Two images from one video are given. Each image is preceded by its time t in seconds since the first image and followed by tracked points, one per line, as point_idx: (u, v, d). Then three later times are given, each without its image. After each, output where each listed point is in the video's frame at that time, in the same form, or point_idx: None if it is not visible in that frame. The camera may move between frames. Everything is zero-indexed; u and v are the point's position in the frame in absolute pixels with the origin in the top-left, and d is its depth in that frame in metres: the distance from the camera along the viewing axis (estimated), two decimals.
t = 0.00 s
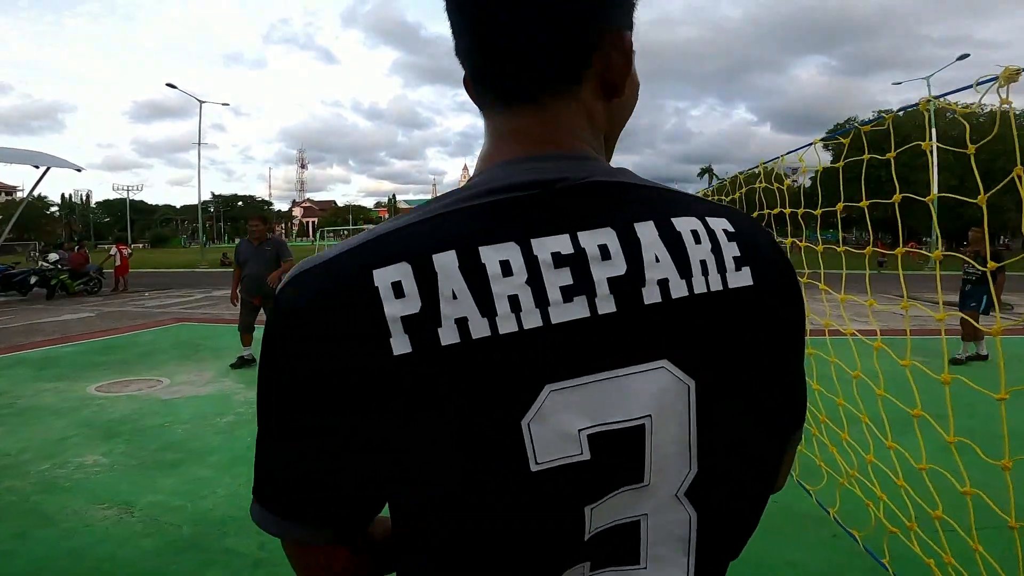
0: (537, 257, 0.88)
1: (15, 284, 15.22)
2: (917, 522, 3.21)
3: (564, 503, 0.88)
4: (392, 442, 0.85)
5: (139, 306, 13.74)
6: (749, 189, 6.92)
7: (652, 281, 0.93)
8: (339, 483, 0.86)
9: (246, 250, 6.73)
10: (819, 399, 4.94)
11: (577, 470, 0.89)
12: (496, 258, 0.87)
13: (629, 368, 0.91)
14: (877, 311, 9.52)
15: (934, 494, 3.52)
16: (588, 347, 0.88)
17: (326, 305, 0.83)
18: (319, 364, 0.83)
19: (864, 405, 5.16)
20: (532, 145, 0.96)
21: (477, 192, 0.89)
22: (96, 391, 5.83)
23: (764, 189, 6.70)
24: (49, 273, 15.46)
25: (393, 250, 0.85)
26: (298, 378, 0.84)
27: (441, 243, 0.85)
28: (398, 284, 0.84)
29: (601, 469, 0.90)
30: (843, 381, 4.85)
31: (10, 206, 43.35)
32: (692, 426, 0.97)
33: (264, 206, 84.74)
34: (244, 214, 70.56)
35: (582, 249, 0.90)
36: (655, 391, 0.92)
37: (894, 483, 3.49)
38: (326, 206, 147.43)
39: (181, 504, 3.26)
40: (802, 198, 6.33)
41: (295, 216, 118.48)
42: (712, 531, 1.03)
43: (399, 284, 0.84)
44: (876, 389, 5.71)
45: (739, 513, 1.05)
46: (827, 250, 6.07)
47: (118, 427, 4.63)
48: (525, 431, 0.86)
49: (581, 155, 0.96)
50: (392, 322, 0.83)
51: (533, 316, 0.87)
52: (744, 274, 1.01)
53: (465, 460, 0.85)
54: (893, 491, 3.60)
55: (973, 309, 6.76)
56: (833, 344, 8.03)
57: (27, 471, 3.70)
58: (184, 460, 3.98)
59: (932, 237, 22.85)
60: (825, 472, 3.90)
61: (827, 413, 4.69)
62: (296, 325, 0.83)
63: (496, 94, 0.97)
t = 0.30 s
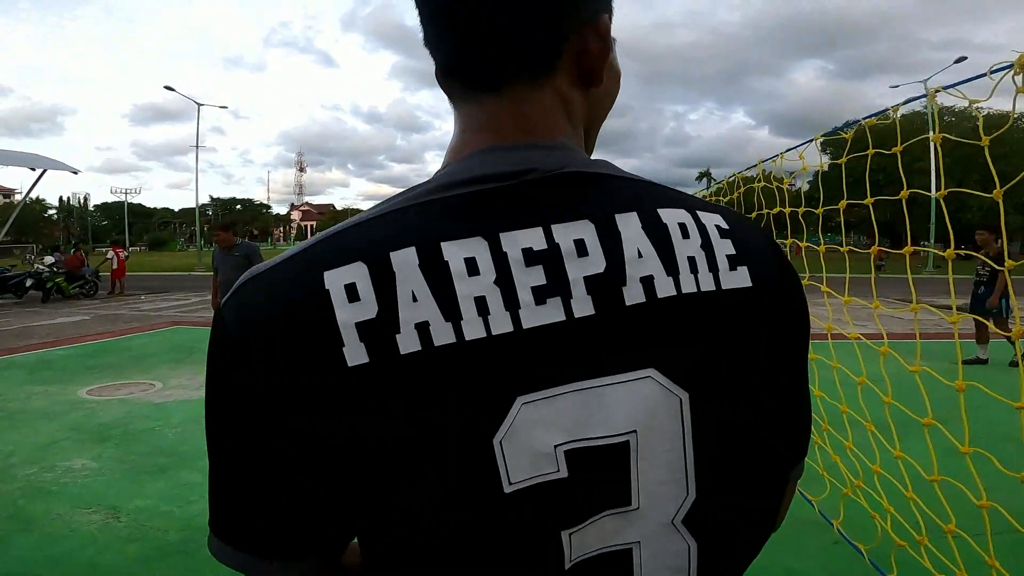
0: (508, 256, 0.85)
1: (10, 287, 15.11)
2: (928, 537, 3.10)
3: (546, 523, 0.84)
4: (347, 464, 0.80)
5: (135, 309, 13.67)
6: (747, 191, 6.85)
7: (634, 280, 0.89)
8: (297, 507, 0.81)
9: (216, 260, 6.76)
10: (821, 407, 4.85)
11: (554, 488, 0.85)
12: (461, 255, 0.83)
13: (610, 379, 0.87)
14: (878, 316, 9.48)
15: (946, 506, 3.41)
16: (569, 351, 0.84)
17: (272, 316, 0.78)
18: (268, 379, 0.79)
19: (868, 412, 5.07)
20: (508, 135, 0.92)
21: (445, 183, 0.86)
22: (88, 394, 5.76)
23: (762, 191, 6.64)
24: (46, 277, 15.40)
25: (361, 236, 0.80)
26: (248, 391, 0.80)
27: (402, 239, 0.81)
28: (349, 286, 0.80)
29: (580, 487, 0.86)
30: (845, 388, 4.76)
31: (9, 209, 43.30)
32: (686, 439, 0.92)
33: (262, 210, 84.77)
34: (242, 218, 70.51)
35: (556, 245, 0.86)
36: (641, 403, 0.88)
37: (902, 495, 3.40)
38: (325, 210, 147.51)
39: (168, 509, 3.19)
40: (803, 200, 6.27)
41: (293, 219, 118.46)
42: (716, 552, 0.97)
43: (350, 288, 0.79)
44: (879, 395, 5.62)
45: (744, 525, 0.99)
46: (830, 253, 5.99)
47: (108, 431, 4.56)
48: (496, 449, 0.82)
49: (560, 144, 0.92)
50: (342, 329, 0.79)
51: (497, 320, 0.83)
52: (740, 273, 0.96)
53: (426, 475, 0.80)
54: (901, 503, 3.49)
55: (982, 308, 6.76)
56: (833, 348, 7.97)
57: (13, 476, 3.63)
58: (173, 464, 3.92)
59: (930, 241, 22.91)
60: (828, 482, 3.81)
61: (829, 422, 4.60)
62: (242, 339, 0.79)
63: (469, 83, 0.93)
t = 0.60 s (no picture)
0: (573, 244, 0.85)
1: (13, 288, 15.14)
2: (936, 540, 3.08)
3: (598, 489, 0.84)
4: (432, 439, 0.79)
5: (138, 310, 13.70)
6: (750, 191, 6.81)
7: (682, 270, 0.89)
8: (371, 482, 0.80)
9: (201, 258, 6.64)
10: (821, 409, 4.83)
11: (615, 459, 0.85)
12: (536, 244, 0.82)
13: (667, 352, 0.87)
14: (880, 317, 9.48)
15: (952, 509, 3.39)
16: (610, 326, 0.83)
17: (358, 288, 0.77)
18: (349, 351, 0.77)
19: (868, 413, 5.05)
20: (553, 137, 0.91)
21: (506, 181, 0.84)
22: (89, 395, 5.75)
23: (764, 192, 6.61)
24: (49, 277, 15.43)
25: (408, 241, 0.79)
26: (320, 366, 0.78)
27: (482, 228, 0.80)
28: (432, 269, 0.78)
29: (638, 459, 0.87)
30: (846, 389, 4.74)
31: (12, 210, 43.39)
32: (727, 417, 0.94)
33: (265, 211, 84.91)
34: (245, 219, 70.64)
35: (618, 238, 0.87)
36: (688, 379, 0.89)
37: (909, 497, 3.37)
38: (327, 211, 147.78)
39: (168, 510, 3.18)
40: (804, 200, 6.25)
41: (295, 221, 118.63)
42: (741, 521, 1.01)
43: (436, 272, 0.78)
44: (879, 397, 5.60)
45: (762, 500, 1.03)
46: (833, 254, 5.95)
47: (109, 431, 4.56)
48: (568, 423, 0.81)
49: (605, 147, 0.92)
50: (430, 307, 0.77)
51: (573, 300, 0.82)
52: (759, 266, 0.98)
53: (510, 453, 0.79)
54: (906, 506, 3.47)
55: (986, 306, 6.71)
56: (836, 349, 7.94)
57: (13, 476, 3.63)
58: (173, 465, 3.91)
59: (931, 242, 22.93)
60: (834, 486, 3.78)
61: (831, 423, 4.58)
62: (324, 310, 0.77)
63: (510, 81, 0.92)
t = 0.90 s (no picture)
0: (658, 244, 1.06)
1: (16, 286, 15.21)
2: (922, 543, 3.10)
3: (640, 466, 0.99)
4: (598, 392, 0.94)
5: (140, 309, 13.72)
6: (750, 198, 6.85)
7: (728, 270, 1.16)
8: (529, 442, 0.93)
9: (186, 256, 6.53)
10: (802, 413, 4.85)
11: (701, 409, 1.07)
12: (645, 239, 1.04)
13: (720, 331, 1.11)
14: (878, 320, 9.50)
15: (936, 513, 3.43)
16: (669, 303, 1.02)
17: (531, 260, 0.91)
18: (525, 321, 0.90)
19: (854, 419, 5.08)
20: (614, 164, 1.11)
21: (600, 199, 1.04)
22: (91, 394, 5.78)
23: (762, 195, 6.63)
24: (51, 276, 15.45)
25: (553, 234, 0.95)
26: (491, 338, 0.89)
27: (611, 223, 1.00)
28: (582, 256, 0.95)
29: (714, 411, 1.09)
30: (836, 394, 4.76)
31: (16, 208, 43.44)
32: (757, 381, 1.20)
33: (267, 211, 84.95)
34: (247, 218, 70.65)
35: (689, 241, 1.12)
36: (738, 349, 1.14)
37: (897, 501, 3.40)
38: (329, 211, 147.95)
39: (170, 510, 3.21)
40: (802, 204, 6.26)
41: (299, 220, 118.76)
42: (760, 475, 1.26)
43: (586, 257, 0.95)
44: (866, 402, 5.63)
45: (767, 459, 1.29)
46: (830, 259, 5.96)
47: (111, 431, 4.59)
48: (677, 375, 1.02)
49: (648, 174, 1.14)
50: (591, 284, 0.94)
51: (680, 281, 1.04)
52: (760, 276, 1.29)
53: (642, 406, 0.97)
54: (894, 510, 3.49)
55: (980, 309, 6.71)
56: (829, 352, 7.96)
57: (16, 475, 3.66)
58: (174, 465, 3.93)
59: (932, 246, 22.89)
60: (826, 490, 3.78)
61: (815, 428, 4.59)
62: (502, 284, 0.89)
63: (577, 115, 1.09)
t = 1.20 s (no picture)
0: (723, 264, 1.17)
1: (21, 284, 15.33)
2: (907, 542, 3.19)
3: (748, 443, 1.13)
4: (733, 382, 1.05)
5: (145, 308, 13.78)
6: (752, 205, 6.92)
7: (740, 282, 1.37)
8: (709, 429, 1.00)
9: (174, 258, 6.54)
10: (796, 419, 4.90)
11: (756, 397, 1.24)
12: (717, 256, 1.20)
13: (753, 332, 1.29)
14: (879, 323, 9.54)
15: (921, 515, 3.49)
16: (744, 308, 1.18)
17: (689, 274, 0.99)
18: (699, 324, 0.97)
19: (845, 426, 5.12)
20: (655, 204, 1.17)
21: (675, 230, 1.12)
22: (101, 393, 5.84)
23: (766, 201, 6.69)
24: (57, 274, 15.49)
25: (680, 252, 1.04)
26: (672, 339, 0.94)
27: (703, 245, 1.13)
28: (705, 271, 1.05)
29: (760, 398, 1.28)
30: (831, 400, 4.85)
31: (21, 205, 43.53)
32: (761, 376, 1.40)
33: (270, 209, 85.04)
34: (250, 217, 70.77)
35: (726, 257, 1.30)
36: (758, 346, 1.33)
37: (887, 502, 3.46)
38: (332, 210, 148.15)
39: (184, 508, 3.31)
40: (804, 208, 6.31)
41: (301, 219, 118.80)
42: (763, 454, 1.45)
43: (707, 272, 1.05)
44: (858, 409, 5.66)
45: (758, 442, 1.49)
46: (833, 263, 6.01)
47: (122, 430, 4.65)
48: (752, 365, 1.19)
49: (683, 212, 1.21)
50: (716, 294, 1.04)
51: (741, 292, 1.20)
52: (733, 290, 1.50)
53: (740, 401, 1.09)
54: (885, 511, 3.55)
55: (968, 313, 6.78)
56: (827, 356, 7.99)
57: (31, 473, 3.72)
58: (186, 464, 4.01)
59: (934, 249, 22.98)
60: (821, 492, 3.85)
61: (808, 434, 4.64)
62: (682, 295, 0.96)
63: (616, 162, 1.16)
